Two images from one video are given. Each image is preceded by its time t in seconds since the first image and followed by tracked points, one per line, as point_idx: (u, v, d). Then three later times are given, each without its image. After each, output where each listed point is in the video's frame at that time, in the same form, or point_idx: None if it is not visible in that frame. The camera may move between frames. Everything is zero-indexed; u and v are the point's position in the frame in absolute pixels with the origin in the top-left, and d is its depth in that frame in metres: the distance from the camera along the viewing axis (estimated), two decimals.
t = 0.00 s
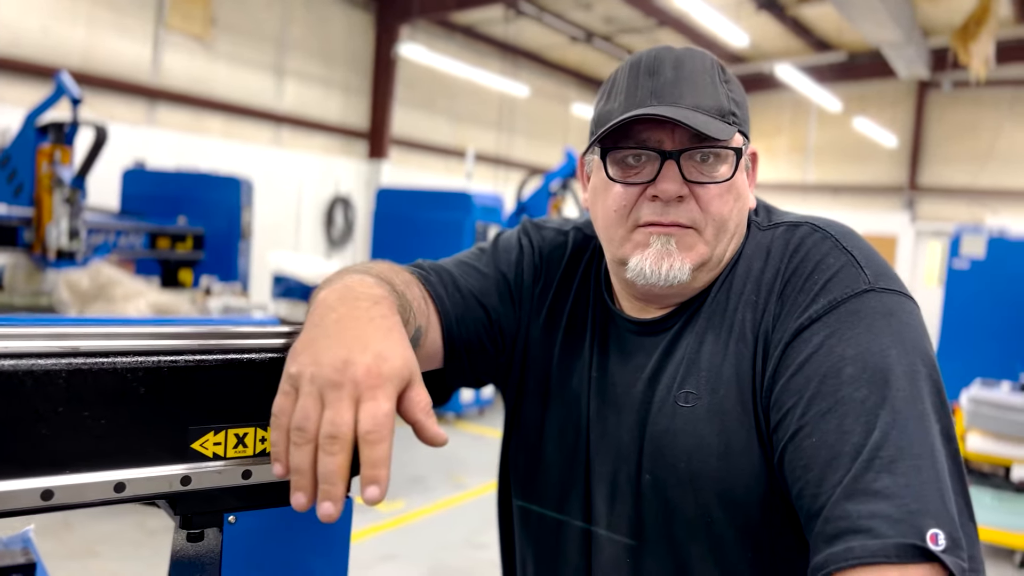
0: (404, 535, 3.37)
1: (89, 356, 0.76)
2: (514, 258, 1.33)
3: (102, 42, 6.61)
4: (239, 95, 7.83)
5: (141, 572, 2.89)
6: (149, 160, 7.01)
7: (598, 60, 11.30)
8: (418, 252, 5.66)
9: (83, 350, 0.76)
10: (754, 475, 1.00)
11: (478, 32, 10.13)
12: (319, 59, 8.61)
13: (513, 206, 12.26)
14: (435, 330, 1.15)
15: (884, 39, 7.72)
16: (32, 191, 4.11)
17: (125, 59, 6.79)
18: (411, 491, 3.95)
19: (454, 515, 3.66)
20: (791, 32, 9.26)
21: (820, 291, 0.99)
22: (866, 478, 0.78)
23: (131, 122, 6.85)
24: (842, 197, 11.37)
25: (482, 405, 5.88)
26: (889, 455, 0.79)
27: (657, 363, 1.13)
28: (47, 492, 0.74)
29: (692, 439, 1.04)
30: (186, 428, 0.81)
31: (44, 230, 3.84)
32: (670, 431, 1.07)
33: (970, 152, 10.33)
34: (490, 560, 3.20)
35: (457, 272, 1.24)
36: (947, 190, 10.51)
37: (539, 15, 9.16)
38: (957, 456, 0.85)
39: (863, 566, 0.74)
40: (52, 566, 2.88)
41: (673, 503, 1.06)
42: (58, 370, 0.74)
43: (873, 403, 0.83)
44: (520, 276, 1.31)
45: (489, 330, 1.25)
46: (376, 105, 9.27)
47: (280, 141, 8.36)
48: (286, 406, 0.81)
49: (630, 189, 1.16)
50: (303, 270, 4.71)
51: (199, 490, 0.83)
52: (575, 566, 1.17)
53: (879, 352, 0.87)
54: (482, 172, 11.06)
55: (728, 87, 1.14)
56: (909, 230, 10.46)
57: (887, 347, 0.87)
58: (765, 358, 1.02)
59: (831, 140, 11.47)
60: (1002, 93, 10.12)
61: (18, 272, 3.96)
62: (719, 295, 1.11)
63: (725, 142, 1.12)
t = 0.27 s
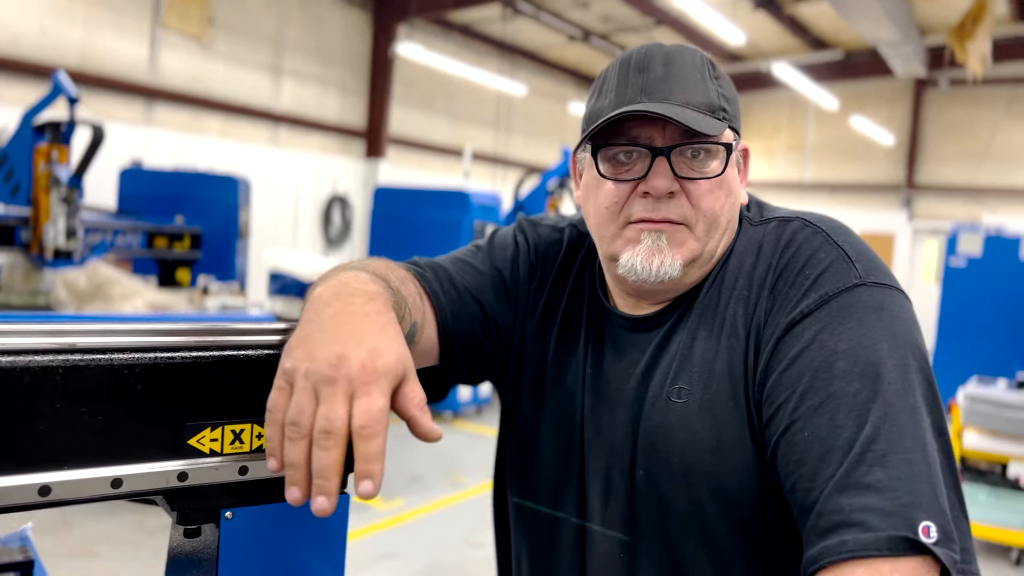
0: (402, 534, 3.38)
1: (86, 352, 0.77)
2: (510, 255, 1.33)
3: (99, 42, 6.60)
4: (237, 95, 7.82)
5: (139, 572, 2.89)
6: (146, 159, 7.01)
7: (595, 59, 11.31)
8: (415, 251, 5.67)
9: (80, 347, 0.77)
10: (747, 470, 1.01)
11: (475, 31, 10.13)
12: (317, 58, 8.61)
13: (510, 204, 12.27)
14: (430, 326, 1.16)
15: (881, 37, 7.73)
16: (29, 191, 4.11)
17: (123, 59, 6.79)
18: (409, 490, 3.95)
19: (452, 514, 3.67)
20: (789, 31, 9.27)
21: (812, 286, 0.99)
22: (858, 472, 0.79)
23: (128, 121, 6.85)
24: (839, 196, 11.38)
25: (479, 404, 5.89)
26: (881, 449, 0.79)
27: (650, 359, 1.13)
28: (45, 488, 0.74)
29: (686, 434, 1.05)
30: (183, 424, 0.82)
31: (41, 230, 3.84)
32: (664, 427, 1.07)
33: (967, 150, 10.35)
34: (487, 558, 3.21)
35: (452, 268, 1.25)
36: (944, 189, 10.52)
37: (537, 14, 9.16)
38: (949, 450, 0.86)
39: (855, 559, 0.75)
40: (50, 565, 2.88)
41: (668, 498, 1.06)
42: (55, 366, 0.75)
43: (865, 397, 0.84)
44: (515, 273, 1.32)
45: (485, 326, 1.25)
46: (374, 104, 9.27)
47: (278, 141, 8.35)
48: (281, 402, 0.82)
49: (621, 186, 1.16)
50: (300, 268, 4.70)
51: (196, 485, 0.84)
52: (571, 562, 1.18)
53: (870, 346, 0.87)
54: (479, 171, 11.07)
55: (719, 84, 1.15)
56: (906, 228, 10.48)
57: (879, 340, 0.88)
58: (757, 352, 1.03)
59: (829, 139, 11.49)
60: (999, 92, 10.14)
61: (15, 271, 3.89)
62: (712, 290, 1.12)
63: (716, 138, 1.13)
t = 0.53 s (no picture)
0: (400, 531, 3.39)
1: (83, 350, 0.77)
2: (505, 252, 1.34)
3: (96, 41, 6.60)
4: (235, 93, 7.82)
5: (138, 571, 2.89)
6: (144, 158, 7.01)
7: (593, 58, 11.31)
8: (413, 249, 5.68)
9: (77, 345, 0.77)
10: (740, 467, 1.01)
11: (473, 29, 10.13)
12: (314, 57, 8.61)
13: (508, 203, 12.28)
14: (425, 324, 1.17)
15: (878, 35, 7.74)
16: (27, 190, 4.11)
17: (120, 58, 6.78)
18: (407, 488, 3.96)
19: (451, 512, 3.68)
20: (787, 29, 9.28)
21: (803, 283, 1.00)
22: (849, 467, 0.80)
23: (126, 120, 6.84)
24: (836, 193, 11.40)
25: (478, 402, 5.91)
26: (872, 444, 0.80)
27: (644, 357, 1.14)
28: (43, 485, 0.75)
29: (680, 431, 1.06)
30: (180, 422, 0.83)
31: (39, 229, 3.84)
32: (657, 424, 1.08)
33: (964, 148, 10.37)
34: (486, 555, 3.22)
35: (447, 267, 1.25)
36: (942, 186, 10.54)
37: (534, 13, 9.16)
38: (942, 444, 0.86)
39: (847, 554, 0.76)
40: (49, 564, 2.89)
41: (662, 495, 1.07)
42: (52, 364, 0.75)
43: (855, 392, 0.85)
44: (511, 271, 1.33)
45: (481, 324, 1.26)
46: (372, 102, 9.27)
47: (276, 139, 8.35)
48: (277, 398, 0.83)
49: (614, 185, 1.17)
50: (297, 266, 4.76)
51: (193, 482, 0.84)
52: (567, 559, 1.19)
53: (861, 341, 0.88)
54: (477, 169, 11.08)
55: (710, 82, 1.16)
56: (904, 226, 10.50)
57: (869, 336, 0.88)
58: (750, 349, 1.03)
59: (826, 137, 11.50)
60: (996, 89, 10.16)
61: (13, 271, 3.92)
62: (705, 288, 1.13)
63: (707, 137, 1.14)
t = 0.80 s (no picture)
0: (399, 529, 3.39)
1: (80, 347, 0.77)
2: (503, 249, 1.34)
3: (94, 40, 6.59)
4: (233, 92, 7.82)
5: (138, 569, 2.90)
6: (143, 157, 7.01)
7: (591, 55, 11.30)
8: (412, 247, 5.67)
9: (74, 341, 0.77)
10: (736, 463, 1.02)
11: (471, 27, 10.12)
12: (313, 55, 8.60)
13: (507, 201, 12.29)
14: (423, 320, 1.17)
15: (876, 32, 7.75)
16: (26, 189, 4.10)
17: (118, 57, 6.78)
18: (407, 486, 3.97)
19: (450, 509, 3.69)
20: (785, 26, 9.28)
21: (800, 278, 1.00)
22: (845, 461, 0.80)
23: (124, 119, 6.84)
24: (835, 190, 11.40)
25: (478, 400, 5.91)
26: (867, 439, 0.80)
27: (641, 354, 1.14)
28: (40, 481, 0.75)
29: (677, 426, 1.06)
30: (177, 419, 0.83)
31: (38, 228, 3.84)
32: (654, 420, 1.08)
33: (963, 145, 10.38)
34: (486, 552, 3.23)
35: (445, 264, 1.25)
36: (940, 183, 10.54)
37: (533, 11, 9.16)
38: (938, 438, 0.86)
39: (843, 548, 0.76)
40: (49, 563, 2.89)
41: (659, 491, 1.07)
42: (49, 361, 0.75)
43: (851, 386, 0.85)
44: (509, 268, 1.33)
45: (479, 321, 1.26)
46: (370, 101, 9.27)
47: (274, 138, 8.35)
48: (274, 394, 0.83)
49: (611, 182, 1.17)
50: (295, 263, 4.79)
51: (190, 479, 0.84)
52: (564, 557, 1.19)
53: (856, 336, 0.88)
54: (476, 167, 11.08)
55: (708, 78, 1.16)
56: (903, 223, 10.51)
57: (865, 331, 0.89)
58: (746, 344, 1.03)
59: (825, 134, 11.49)
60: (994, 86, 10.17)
61: (12, 270, 3.96)
62: (701, 285, 1.13)
63: (705, 133, 1.14)
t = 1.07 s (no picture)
0: (399, 527, 3.40)
1: (78, 348, 0.77)
2: (502, 248, 1.34)
3: (92, 39, 6.58)
4: (232, 90, 7.81)
5: (139, 569, 2.90)
6: (142, 157, 7.00)
7: (591, 53, 11.29)
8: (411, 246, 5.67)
9: (71, 343, 0.77)
10: (735, 462, 1.02)
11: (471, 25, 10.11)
12: (311, 53, 8.59)
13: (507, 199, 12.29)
14: (421, 321, 1.17)
15: (876, 29, 7.74)
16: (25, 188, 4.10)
17: (117, 56, 6.76)
18: (407, 484, 3.97)
19: (450, 508, 3.69)
20: (785, 23, 9.27)
21: (798, 276, 1.00)
22: (845, 460, 0.80)
23: (123, 118, 6.83)
24: (834, 187, 11.40)
25: (478, 399, 5.92)
26: (867, 438, 0.80)
27: (640, 353, 1.14)
28: (38, 483, 0.75)
29: (676, 426, 1.06)
30: (175, 420, 0.83)
31: (37, 228, 3.83)
32: (653, 419, 1.08)
33: (962, 141, 10.37)
34: (486, 550, 3.23)
35: (443, 263, 1.25)
36: (940, 180, 10.54)
37: (532, 8, 9.15)
38: (939, 436, 0.86)
39: (843, 547, 0.76)
40: (49, 563, 2.89)
41: (658, 490, 1.07)
42: (47, 363, 0.75)
43: (851, 385, 0.85)
44: (507, 267, 1.33)
45: (477, 321, 1.26)
46: (369, 99, 9.26)
47: (273, 136, 8.34)
48: (270, 395, 0.83)
49: (608, 182, 1.17)
50: (292, 263, 4.78)
51: (189, 479, 0.84)
52: (564, 556, 1.19)
53: (855, 334, 0.88)
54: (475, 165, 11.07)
55: (705, 77, 1.15)
56: (902, 220, 10.52)
57: (865, 329, 0.88)
58: (745, 343, 1.03)
59: (824, 131, 11.48)
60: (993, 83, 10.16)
61: (11, 269, 3.99)
62: (700, 284, 1.13)
63: (702, 132, 1.13)
